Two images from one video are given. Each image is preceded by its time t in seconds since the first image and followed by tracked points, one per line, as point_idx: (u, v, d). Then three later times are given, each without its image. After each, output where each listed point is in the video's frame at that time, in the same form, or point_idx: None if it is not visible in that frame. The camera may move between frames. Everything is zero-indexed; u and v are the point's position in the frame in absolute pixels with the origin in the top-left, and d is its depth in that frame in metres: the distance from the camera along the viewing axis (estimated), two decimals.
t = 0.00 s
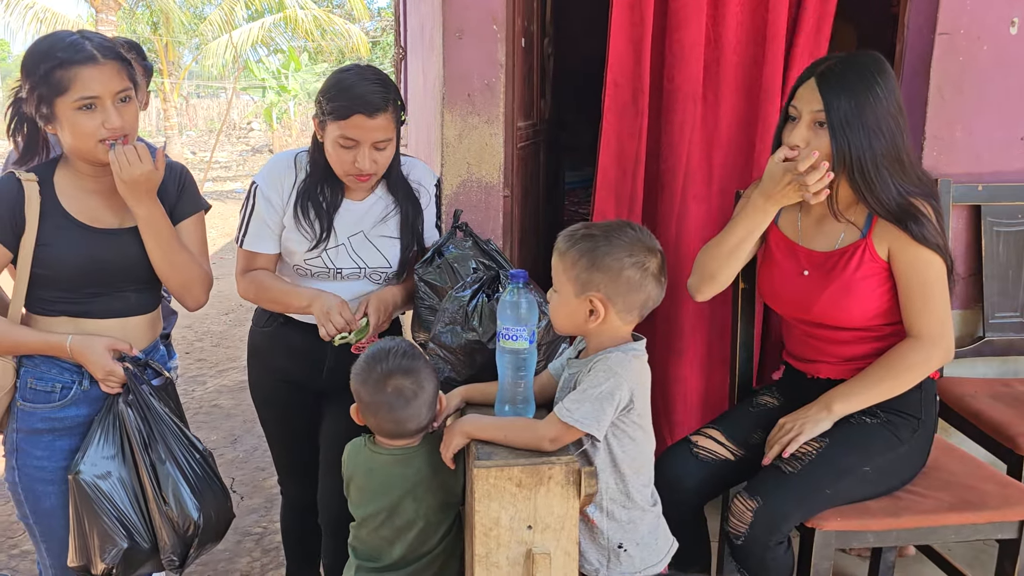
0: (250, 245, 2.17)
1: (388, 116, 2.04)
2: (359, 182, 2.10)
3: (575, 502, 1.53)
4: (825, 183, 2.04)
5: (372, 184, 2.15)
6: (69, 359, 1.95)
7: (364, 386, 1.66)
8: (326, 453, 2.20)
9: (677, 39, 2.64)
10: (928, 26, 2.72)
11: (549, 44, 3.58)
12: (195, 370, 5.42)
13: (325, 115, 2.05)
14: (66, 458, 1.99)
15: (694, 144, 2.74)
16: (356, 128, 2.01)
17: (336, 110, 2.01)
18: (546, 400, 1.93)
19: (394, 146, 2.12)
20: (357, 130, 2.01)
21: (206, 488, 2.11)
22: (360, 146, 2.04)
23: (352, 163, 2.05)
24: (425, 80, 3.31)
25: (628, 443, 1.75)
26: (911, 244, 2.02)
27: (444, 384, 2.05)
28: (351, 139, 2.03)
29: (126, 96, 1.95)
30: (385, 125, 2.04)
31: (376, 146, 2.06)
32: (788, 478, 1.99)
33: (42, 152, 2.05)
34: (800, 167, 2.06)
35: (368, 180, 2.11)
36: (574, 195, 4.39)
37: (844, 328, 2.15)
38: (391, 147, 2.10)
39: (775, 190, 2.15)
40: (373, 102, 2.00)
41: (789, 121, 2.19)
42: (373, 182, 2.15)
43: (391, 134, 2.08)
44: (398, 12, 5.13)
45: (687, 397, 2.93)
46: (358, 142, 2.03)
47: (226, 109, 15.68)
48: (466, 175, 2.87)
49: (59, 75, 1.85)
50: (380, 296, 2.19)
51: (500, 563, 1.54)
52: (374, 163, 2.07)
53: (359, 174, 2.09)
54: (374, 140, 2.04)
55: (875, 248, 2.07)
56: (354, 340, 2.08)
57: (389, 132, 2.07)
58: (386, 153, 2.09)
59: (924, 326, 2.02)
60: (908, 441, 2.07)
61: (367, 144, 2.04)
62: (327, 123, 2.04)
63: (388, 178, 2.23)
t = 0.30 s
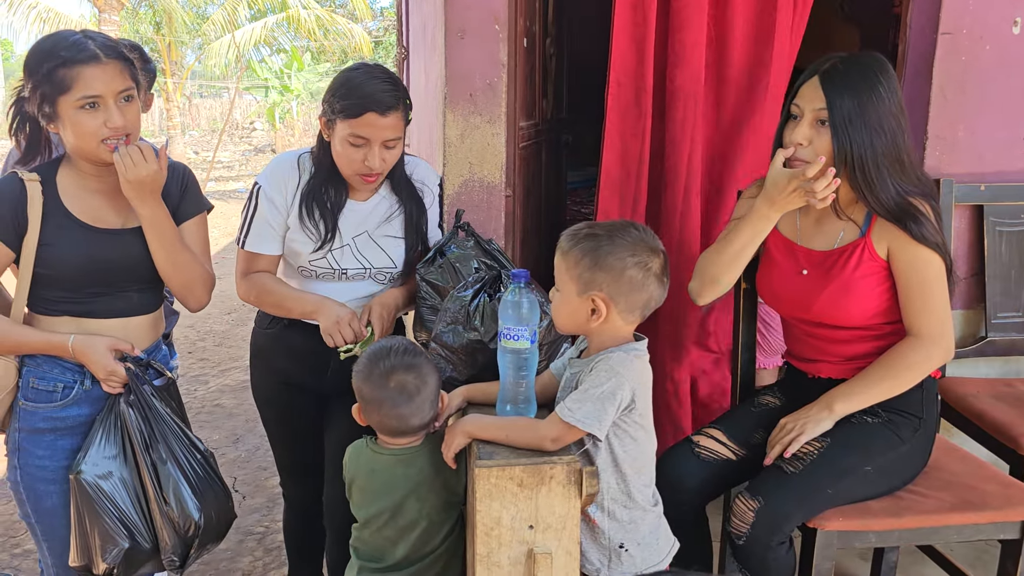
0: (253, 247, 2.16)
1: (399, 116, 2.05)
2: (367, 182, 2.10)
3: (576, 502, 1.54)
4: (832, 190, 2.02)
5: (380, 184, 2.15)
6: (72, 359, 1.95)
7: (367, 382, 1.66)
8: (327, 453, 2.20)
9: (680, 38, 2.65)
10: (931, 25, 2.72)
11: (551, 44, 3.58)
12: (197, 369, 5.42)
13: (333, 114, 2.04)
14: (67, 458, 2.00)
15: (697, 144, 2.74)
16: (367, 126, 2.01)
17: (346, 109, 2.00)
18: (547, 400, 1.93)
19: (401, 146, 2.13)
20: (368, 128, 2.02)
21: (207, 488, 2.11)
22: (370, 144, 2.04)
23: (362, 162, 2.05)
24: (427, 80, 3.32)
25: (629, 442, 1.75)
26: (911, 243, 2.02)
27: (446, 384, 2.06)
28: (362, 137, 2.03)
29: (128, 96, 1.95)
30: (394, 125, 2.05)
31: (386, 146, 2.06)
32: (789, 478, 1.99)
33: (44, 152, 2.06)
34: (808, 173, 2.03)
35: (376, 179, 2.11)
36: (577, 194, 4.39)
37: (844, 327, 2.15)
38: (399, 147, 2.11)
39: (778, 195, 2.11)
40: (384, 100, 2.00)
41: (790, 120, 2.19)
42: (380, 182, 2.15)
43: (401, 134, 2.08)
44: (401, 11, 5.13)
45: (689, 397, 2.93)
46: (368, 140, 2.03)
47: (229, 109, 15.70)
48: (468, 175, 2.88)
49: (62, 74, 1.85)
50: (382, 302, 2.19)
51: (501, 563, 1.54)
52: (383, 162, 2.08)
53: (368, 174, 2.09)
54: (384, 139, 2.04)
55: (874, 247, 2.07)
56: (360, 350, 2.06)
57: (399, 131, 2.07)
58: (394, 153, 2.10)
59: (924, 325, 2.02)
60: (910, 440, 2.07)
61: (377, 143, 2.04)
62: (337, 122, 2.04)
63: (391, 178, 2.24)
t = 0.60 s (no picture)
0: (254, 251, 2.16)
1: (404, 119, 2.05)
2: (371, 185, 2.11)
3: (578, 502, 1.54)
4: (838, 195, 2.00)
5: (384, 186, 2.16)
6: (74, 358, 1.95)
7: (369, 380, 1.67)
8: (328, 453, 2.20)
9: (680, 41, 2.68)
10: (932, 25, 2.72)
11: (552, 44, 3.58)
12: (198, 369, 5.43)
13: (338, 117, 2.04)
14: (70, 457, 2.00)
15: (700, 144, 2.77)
16: (373, 131, 2.01)
17: (351, 112, 2.00)
18: (547, 399, 1.93)
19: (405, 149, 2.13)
20: (374, 133, 2.02)
21: (209, 488, 2.11)
22: (375, 148, 2.04)
23: (367, 166, 2.05)
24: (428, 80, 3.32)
25: (630, 441, 1.75)
26: (912, 243, 2.02)
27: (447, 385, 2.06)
28: (366, 141, 2.03)
29: (126, 91, 1.95)
30: (400, 129, 2.05)
31: (391, 150, 2.07)
32: (790, 478, 1.99)
33: (50, 152, 2.06)
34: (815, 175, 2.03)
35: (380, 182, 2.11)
36: (578, 194, 4.39)
37: (846, 327, 2.15)
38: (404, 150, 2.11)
39: (784, 198, 2.10)
40: (390, 104, 2.00)
41: (792, 120, 2.20)
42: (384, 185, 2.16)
43: (406, 138, 2.08)
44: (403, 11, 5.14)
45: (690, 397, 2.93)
46: (373, 144, 2.03)
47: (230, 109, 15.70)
48: (469, 174, 2.88)
49: (58, 70, 1.86)
50: (384, 305, 2.19)
51: (503, 563, 1.55)
52: (388, 165, 2.08)
53: (371, 176, 2.09)
54: (389, 143, 2.05)
55: (875, 246, 2.07)
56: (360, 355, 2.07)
57: (404, 135, 2.07)
58: (398, 156, 2.10)
59: (926, 324, 2.02)
60: (911, 440, 2.07)
61: (382, 146, 2.04)
62: (341, 125, 2.04)
63: (393, 180, 2.24)
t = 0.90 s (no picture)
0: (253, 254, 2.15)
1: (405, 123, 2.05)
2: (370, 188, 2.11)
3: (579, 501, 1.54)
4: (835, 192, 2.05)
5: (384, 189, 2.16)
6: (75, 359, 1.95)
7: (373, 377, 1.67)
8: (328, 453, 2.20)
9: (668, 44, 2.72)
10: (932, 25, 2.72)
11: (552, 44, 3.58)
12: (199, 369, 5.43)
13: (338, 120, 2.04)
14: (71, 457, 2.00)
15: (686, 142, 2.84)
16: (373, 135, 2.02)
17: (351, 115, 2.01)
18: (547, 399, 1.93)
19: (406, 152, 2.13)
20: (375, 137, 2.02)
21: (210, 488, 2.11)
22: (374, 152, 2.04)
23: (366, 169, 2.06)
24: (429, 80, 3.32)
25: (640, 437, 1.75)
26: (913, 243, 2.02)
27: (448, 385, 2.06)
28: (366, 144, 2.03)
29: (125, 90, 1.95)
30: (400, 133, 2.05)
31: (391, 154, 2.07)
32: (791, 478, 1.99)
33: (53, 151, 2.07)
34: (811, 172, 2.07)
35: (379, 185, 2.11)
36: (579, 193, 4.40)
37: (846, 327, 2.15)
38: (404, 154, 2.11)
39: (782, 197, 2.13)
40: (391, 109, 2.00)
41: (794, 120, 2.20)
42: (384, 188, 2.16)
43: (406, 142, 2.09)
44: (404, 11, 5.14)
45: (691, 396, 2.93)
46: (373, 148, 2.03)
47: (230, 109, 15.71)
48: (470, 174, 2.88)
49: (56, 67, 1.87)
50: (385, 305, 2.20)
51: (503, 563, 1.55)
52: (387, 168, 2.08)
53: (371, 180, 2.09)
54: (389, 147, 2.05)
55: (876, 246, 2.07)
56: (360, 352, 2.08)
57: (404, 140, 2.07)
58: (397, 159, 2.10)
59: (927, 324, 2.02)
60: (911, 440, 2.06)
61: (381, 150, 2.04)
62: (341, 128, 2.04)
63: (393, 181, 2.24)
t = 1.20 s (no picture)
0: (258, 257, 2.13)
1: (405, 121, 2.04)
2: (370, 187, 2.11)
3: (579, 501, 1.54)
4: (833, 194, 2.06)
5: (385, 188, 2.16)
6: (75, 359, 1.95)
7: (375, 376, 1.67)
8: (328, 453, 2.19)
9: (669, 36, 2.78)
10: (934, 24, 2.71)
11: (553, 43, 3.57)
12: (198, 369, 5.43)
13: (338, 118, 2.04)
14: (71, 457, 2.00)
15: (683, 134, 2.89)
16: (373, 132, 2.01)
17: (352, 113, 2.00)
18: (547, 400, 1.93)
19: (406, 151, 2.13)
20: (375, 134, 2.01)
21: (210, 488, 2.11)
22: (375, 150, 2.03)
23: (367, 167, 2.05)
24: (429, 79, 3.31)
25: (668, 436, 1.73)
26: (913, 243, 2.01)
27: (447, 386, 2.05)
28: (365, 142, 2.03)
29: (123, 89, 1.94)
30: (400, 132, 2.05)
31: (391, 152, 2.06)
32: (792, 478, 1.98)
33: (52, 151, 2.07)
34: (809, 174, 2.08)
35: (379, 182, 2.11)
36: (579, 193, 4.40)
37: (846, 327, 2.14)
38: (404, 153, 2.11)
39: (781, 199, 2.14)
40: (391, 106, 1.99)
41: (795, 119, 2.20)
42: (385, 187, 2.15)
43: (406, 140, 2.08)
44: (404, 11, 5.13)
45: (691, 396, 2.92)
46: (373, 146, 2.03)
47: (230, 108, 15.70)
48: (470, 174, 2.87)
49: (55, 66, 1.86)
50: (385, 306, 2.19)
51: (503, 563, 1.54)
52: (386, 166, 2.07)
53: (371, 179, 2.09)
54: (389, 145, 2.04)
55: (876, 246, 2.06)
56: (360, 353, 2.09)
57: (404, 137, 2.07)
58: (398, 158, 2.09)
59: (928, 324, 2.02)
60: (912, 440, 2.06)
61: (382, 148, 2.04)
62: (341, 127, 2.04)
63: (393, 181, 2.24)
